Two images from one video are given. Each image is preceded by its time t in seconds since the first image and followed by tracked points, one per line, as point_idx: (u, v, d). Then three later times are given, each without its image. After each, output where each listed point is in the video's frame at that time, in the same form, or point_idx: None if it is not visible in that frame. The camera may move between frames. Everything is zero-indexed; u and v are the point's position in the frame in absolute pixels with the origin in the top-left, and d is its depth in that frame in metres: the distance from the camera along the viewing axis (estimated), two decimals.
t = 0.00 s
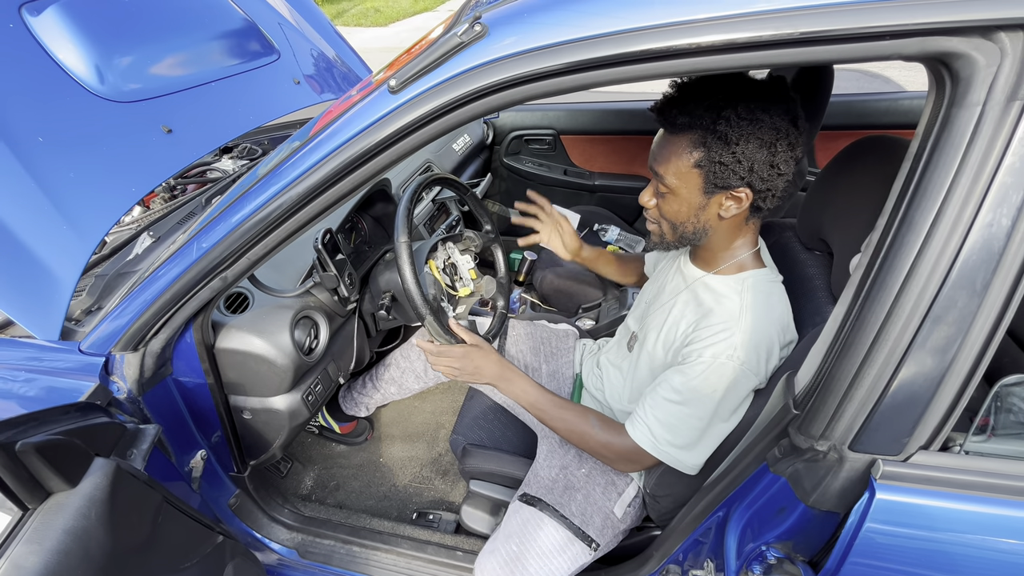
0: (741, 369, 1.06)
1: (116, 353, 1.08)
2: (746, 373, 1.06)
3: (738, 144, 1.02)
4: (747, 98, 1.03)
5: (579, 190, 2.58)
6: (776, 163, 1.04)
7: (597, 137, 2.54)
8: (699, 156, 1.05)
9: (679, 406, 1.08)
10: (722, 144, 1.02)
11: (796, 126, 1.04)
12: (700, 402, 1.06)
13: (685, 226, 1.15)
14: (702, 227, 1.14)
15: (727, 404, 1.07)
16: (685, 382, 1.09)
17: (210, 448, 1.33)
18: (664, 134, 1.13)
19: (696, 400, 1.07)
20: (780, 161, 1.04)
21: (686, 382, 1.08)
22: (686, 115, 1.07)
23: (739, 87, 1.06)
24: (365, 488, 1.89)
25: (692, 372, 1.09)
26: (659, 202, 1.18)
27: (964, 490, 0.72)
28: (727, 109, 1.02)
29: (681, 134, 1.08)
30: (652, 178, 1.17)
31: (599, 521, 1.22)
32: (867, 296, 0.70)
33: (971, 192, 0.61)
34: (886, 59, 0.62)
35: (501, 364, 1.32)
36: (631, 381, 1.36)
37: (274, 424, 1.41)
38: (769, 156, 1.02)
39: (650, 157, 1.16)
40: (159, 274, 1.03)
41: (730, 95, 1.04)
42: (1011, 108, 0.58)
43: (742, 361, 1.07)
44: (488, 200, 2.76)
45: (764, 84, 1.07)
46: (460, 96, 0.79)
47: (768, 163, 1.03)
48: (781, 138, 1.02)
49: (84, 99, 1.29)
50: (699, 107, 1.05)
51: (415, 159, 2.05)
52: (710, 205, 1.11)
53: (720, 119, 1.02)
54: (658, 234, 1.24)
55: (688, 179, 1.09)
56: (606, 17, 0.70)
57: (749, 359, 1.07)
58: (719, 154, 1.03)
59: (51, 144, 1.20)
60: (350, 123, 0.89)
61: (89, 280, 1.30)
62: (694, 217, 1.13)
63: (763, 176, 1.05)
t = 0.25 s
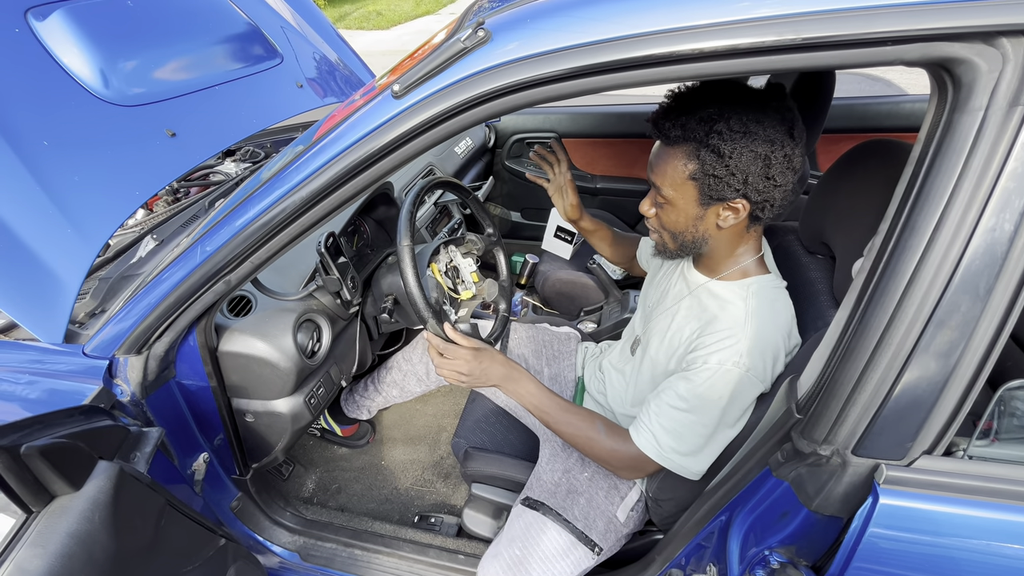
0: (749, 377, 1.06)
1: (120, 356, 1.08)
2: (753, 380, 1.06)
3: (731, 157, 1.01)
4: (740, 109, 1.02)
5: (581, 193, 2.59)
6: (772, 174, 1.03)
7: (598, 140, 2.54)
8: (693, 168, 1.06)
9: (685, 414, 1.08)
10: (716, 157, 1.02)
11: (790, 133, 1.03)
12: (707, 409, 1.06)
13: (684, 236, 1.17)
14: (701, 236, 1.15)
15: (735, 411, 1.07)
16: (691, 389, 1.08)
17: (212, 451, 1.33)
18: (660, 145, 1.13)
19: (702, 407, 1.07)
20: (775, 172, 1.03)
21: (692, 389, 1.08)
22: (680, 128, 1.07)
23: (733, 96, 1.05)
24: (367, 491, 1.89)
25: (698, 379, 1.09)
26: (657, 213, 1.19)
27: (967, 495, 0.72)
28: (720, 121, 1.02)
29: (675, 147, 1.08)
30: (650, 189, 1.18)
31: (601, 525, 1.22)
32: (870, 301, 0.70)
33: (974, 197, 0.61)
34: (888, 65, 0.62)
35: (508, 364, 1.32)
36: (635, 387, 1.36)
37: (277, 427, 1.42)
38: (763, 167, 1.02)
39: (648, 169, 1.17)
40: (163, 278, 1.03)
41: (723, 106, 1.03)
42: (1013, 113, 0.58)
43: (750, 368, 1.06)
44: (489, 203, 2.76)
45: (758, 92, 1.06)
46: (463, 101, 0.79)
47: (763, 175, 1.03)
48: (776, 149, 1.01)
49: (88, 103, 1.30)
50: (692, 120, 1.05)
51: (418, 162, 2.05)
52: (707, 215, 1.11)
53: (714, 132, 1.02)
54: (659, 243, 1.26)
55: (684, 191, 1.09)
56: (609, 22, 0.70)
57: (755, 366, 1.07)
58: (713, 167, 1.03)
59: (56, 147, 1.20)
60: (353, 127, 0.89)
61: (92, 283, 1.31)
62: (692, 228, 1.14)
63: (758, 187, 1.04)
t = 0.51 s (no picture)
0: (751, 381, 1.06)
1: (121, 358, 1.08)
2: (755, 385, 1.06)
3: (744, 149, 1.01)
4: (746, 105, 1.03)
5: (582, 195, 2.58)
6: (784, 164, 1.03)
7: (600, 142, 2.54)
8: (705, 165, 1.04)
9: (687, 418, 1.08)
10: (728, 151, 1.02)
11: (796, 126, 1.05)
12: (708, 414, 1.06)
13: (698, 237, 1.14)
14: (716, 235, 1.13)
15: (736, 415, 1.07)
16: (693, 394, 1.08)
17: (213, 454, 1.33)
18: (665, 148, 1.11)
19: (704, 411, 1.07)
20: (787, 162, 1.03)
21: (694, 394, 1.08)
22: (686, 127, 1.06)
23: (735, 94, 1.06)
24: (368, 493, 1.89)
25: (700, 384, 1.08)
26: (667, 218, 1.16)
27: (971, 498, 0.72)
28: (728, 116, 1.02)
29: (682, 146, 1.07)
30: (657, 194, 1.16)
31: (603, 528, 1.22)
32: (872, 303, 0.69)
33: (977, 200, 0.61)
34: (890, 66, 0.62)
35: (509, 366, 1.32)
36: (637, 389, 1.36)
37: (278, 429, 1.41)
38: (775, 158, 1.02)
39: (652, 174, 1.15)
40: (164, 280, 1.03)
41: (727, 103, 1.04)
42: (1016, 115, 0.57)
43: (752, 373, 1.06)
44: (491, 205, 2.77)
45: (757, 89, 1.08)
46: (464, 103, 0.79)
47: (776, 165, 1.03)
48: (785, 139, 1.03)
49: (90, 106, 1.30)
50: (699, 117, 1.05)
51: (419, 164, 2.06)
52: (721, 213, 1.10)
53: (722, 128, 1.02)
54: (669, 249, 1.23)
55: (696, 191, 1.07)
56: (610, 25, 0.70)
57: (758, 371, 1.07)
58: (726, 160, 1.02)
59: (58, 150, 1.20)
60: (354, 130, 0.89)
61: (94, 286, 1.31)
62: (707, 227, 1.12)
63: (773, 178, 1.04)
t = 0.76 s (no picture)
0: (753, 383, 1.06)
1: (124, 362, 1.09)
2: (758, 387, 1.06)
3: (773, 138, 1.02)
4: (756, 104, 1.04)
5: (583, 198, 2.59)
6: (800, 150, 1.07)
7: (600, 145, 2.55)
8: (738, 158, 1.01)
9: (690, 417, 1.08)
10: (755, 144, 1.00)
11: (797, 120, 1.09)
12: (711, 414, 1.06)
13: (728, 237, 1.09)
14: (745, 232, 1.09)
15: (739, 416, 1.07)
16: (696, 394, 1.08)
17: (215, 456, 1.33)
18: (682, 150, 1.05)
19: (706, 411, 1.07)
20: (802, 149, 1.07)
21: (697, 393, 1.08)
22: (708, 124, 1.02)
23: (741, 96, 1.05)
24: (369, 496, 1.89)
25: (703, 385, 1.09)
26: (692, 222, 1.09)
27: (973, 500, 0.72)
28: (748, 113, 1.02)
29: (710, 144, 1.01)
30: (677, 199, 1.09)
31: (605, 530, 1.22)
32: (874, 306, 0.70)
33: (977, 202, 0.61)
34: (890, 70, 0.62)
35: (509, 370, 1.32)
36: (639, 390, 1.36)
37: (280, 432, 1.42)
38: (794, 146, 1.05)
39: (668, 180, 1.09)
40: (168, 283, 1.04)
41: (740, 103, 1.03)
42: (1016, 119, 0.58)
43: (755, 376, 1.06)
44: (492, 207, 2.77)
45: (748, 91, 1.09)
46: (467, 107, 0.80)
47: (796, 151, 1.05)
48: (796, 128, 1.06)
49: (95, 110, 1.31)
50: (724, 113, 1.02)
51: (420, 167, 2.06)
52: (750, 207, 1.07)
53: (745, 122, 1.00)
54: (688, 259, 1.16)
55: (728, 188, 1.03)
56: (611, 30, 0.71)
57: (761, 374, 1.07)
58: (760, 150, 1.01)
59: (62, 154, 1.21)
60: (357, 134, 0.89)
61: (97, 289, 1.31)
62: (738, 224, 1.07)
63: (795, 164, 1.06)
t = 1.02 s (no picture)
0: (753, 385, 1.06)
1: (127, 361, 1.09)
2: (758, 390, 1.06)
3: (799, 145, 1.00)
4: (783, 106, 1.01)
5: (583, 198, 2.59)
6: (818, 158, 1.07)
7: (601, 145, 2.56)
8: (761, 164, 0.99)
9: (690, 417, 1.08)
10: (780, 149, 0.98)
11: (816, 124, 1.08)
12: (711, 415, 1.07)
13: (739, 241, 1.08)
14: (755, 237, 1.09)
15: (738, 419, 1.07)
16: (696, 395, 1.09)
17: (217, 456, 1.34)
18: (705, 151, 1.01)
19: (706, 411, 1.07)
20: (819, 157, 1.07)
21: (698, 394, 1.09)
22: (737, 126, 0.98)
23: (769, 96, 1.02)
24: (371, 496, 1.89)
25: (703, 385, 1.09)
26: (705, 224, 1.08)
27: (974, 499, 0.72)
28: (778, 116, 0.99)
29: (736, 146, 0.99)
30: (692, 200, 1.07)
31: (607, 530, 1.22)
32: (875, 304, 0.70)
33: (978, 201, 0.61)
34: (891, 69, 0.62)
35: (507, 377, 1.31)
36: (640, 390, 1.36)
37: (282, 432, 1.42)
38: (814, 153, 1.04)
39: (686, 180, 1.06)
40: (171, 284, 1.04)
41: (769, 103, 1.00)
42: (1018, 117, 0.58)
43: (755, 378, 1.06)
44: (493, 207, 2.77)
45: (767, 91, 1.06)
46: (469, 107, 0.80)
47: (815, 160, 1.05)
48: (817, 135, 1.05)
49: (97, 111, 1.31)
50: (756, 115, 0.99)
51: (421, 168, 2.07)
52: (764, 213, 1.06)
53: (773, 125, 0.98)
54: (694, 260, 1.15)
55: (747, 194, 1.02)
56: (613, 29, 0.71)
57: (761, 377, 1.07)
58: (786, 158, 0.99)
59: (65, 155, 1.21)
60: (359, 134, 0.90)
61: (100, 289, 1.32)
62: (750, 229, 1.07)
63: (811, 173, 1.06)
